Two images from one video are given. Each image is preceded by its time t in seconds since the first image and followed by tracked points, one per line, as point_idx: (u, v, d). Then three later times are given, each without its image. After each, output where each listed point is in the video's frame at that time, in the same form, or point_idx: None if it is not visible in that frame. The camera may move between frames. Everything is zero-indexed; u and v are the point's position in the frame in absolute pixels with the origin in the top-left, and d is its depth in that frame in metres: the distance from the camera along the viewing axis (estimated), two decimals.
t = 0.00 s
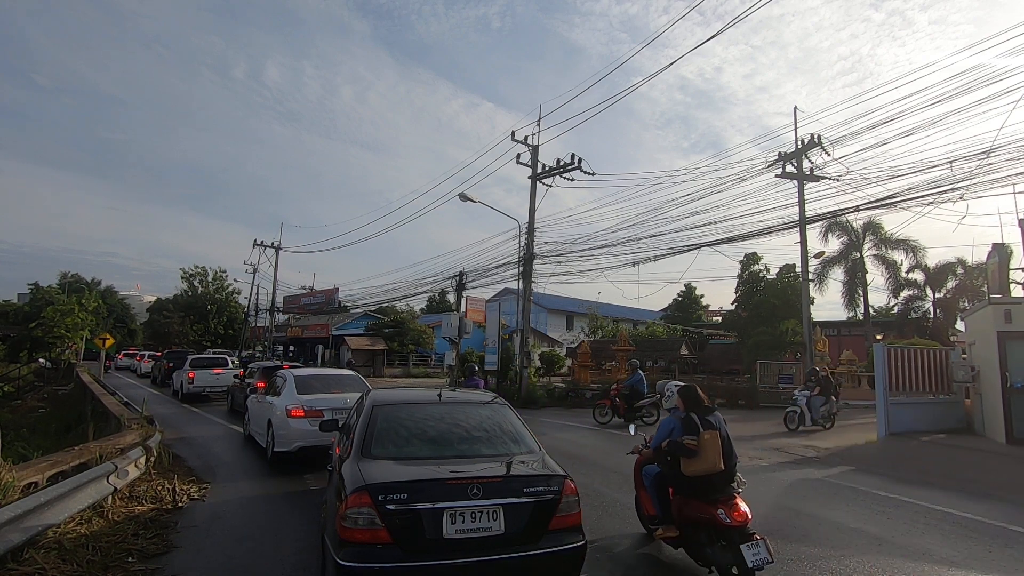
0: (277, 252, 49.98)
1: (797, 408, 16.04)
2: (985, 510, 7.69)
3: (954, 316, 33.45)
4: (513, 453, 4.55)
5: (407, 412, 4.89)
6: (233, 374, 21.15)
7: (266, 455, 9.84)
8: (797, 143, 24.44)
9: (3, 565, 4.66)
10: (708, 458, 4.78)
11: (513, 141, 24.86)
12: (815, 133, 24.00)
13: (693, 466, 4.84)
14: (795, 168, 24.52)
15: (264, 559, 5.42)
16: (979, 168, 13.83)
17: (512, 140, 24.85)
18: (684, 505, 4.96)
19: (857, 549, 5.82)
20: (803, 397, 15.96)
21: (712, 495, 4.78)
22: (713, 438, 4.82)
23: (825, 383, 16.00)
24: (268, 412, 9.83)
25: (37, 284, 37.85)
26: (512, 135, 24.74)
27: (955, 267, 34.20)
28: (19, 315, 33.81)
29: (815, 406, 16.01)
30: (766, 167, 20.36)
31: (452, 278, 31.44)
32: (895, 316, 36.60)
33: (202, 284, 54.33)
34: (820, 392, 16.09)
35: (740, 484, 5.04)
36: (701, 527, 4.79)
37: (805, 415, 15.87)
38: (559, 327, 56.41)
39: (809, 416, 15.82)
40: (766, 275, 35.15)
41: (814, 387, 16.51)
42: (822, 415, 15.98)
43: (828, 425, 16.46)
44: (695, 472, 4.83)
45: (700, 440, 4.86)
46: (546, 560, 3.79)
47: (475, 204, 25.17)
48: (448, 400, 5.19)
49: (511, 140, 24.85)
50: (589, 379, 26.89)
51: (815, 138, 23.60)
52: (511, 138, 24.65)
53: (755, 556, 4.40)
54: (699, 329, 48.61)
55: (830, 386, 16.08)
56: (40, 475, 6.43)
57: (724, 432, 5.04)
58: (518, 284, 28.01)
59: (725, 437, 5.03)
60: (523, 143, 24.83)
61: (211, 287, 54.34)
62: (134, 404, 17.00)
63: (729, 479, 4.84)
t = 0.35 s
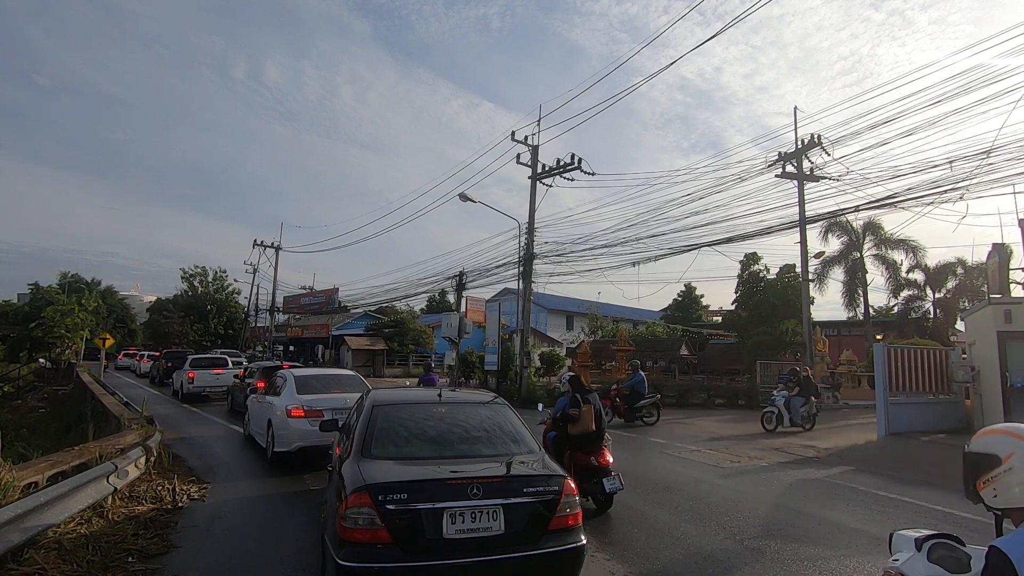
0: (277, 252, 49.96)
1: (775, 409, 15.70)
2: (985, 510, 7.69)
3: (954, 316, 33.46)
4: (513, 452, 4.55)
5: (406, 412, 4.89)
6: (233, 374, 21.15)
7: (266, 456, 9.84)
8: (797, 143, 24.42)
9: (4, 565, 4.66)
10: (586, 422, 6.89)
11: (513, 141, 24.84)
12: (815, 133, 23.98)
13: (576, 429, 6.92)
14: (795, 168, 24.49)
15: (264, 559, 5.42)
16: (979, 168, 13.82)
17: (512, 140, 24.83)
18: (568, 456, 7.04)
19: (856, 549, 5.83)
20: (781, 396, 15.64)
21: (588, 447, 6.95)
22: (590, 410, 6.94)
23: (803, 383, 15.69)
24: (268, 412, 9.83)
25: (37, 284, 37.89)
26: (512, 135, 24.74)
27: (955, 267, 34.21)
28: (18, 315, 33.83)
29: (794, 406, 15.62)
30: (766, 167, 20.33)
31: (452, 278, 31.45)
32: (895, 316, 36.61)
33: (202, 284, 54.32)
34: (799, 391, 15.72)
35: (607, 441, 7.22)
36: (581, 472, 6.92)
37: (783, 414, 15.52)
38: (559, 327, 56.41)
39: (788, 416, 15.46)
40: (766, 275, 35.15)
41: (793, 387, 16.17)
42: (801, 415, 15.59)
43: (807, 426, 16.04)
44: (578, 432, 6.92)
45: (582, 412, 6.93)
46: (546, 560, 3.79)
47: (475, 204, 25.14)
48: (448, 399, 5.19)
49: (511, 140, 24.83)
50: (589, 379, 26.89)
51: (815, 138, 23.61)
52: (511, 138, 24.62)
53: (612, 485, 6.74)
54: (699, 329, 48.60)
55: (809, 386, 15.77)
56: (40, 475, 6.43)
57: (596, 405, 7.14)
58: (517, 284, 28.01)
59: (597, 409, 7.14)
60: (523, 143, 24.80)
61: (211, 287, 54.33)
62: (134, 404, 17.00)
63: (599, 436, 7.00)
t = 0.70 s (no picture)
0: (277, 252, 50.00)
1: (754, 410, 15.44)
2: (985, 510, 7.69)
3: (954, 316, 33.46)
4: (513, 453, 4.55)
5: (406, 412, 4.89)
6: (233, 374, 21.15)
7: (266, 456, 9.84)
8: (797, 143, 24.40)
9: (3, 565, 4.66)
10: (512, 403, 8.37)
11: (513, 141, 24.83)
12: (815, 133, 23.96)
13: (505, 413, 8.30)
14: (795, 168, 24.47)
15: (264, 559, 5.42)
16: (979, 168, 13.82)
17: (512, 140, 24.82)
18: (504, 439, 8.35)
19: (856, 549, 5.82)
20: (760, 398, 15.38)
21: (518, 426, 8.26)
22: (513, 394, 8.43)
23: (784, 383, 15.39)
24: (268, 412, 9.82)
25: (37, 284, 37.93)
26: (511, 135, 24.74)
27: (955, 267, 34.20)
28: (18, 315, 33.86)
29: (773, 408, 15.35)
30: (766, 167, 20.31)
31: (453, 278, 31.46)
32: (895, 316, 36.61)
33: (202, 284, 54.31)
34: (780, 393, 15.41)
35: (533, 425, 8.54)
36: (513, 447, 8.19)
37: (762, 416, 15.25)
38: (559, 328, 56.40)
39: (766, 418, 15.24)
40: (766, 275, 35.15)
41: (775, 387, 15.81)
42: (780, 417, 15.34)
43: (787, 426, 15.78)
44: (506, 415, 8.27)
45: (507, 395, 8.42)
46: (546, 561, 3.79)
47: (475, 204, 25.13)
48: (448, 400, 5.19)
49: (511, 140, 24.82)
50: (589, 379, 26.91)
51: (815, 138, 23.59)
52: (511, 138, 24.63)
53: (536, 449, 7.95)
54: (699, 330, 48.60)
55: (789, 388, 15.46)
56: (40, 475, 6.43)
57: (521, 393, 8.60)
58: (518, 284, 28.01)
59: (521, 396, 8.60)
60: (523, 143, 24.79)
61: (211, 287, 54.33)
62: (133, 404, 17.01)
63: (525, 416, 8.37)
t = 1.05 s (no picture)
0: (277, 252, 49.98)
1: (735, 409, 15.34)
2: (985, 510, 7.69)
3: (954, 316, 33.45)
4: (512, 453, 4.55)
5: (406, 412, 4.89)
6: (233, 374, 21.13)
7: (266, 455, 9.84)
8: (797, 143, 24.39)
9: (3, 565, 4.66)
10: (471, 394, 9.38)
11: (513, 141, 24.81)
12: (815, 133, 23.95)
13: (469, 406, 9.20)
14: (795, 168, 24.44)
15: (263, 560, 5.41)
16: (979, 168, 13.84)
17: (513, 140, 24.81)
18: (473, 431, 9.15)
19: (856, 549, 5.82)
20: (741, 397, 15.27)
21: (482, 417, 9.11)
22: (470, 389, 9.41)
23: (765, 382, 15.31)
24: (268, 412, 9.82)
25: (37, 284, 37.91)
26: (512, 135, 24.75)
27: (955, 267, 34.20)
28: (18, 315, 33.85)
29: (753, 407, 15.24)
30: (766, 167, 20.32)
31: (453, 278, 31.45)
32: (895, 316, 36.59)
33: (202, 284, 54.27)
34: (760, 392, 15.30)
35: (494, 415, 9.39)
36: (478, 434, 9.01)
37: (742, 416, 15.15)
38: (559, 327, 56.39)
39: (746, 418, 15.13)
40: (766, 275, 35.16)
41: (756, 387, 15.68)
42: (760, 417, 15.24)
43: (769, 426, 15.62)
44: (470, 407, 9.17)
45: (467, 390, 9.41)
46: (546, 561, 3.79)
47: (475, 204, 25.12)
48: (448, 400, 5.19)
49: (511, 140, 24.81)
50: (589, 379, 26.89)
51: (815, 138, 23.54)
52: (511, 138, 24.62)
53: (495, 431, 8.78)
54: (699, 330, 48.59)
55: (770, 386, 15.37)
56: (40, 475, 6.43)
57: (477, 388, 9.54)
58: (518, 284, 28.02)
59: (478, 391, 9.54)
60: (523, 143, 24.79)
61: (211, 287, 54.28)
62: (133, 404, 16.99)
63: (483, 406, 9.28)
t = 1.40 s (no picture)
0: (277, 252, 49.96)
1: (719, 410, 15.23)
2: (986, 510, 7.69)
3: (954, 316, 33.46)
4: (512, 453, 4.56)
5: (406, 412, 4.89)
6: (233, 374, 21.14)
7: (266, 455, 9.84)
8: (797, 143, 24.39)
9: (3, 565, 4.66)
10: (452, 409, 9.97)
11: (513, 141, 24.83)
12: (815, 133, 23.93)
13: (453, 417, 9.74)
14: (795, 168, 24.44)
15: (262, 560, 5.41)
16: (979, 168, 13.86)
17: (513, 140, 24.82)
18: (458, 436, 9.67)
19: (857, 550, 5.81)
20: (725, 397, 15.19)
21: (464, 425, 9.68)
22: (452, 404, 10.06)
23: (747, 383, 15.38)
24: (268, 412, 9.83)
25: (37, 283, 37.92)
26: (512, 135, 24.77)
27: (955, 267, 34.22)
28: (19, 315, 33.85)
29: (736, 407, 15.21)
30: (766, 167, 20.33)
31: (453, 278, 31.45)
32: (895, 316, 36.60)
33: (202, 284, 54.26)
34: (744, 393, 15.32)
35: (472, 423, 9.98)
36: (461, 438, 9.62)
37: (726, 416, 15.08)
38: (559, 327, 56.40)
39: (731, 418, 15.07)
40: (766, 275, 35.16)
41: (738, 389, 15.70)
42: (743, 417, 15.23)
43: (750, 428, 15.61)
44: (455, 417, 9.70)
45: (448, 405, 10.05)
46: (546, 561, 3.79)
47: (475, 204, 25.14)
48: (448, 400, 5.20)
49: (511, 140, 24.82)
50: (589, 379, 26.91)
51: (815, 138, 23.55)
52: (511, 138, 24.63)
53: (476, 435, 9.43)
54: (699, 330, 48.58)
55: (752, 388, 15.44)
56: (40, 475, 6.43)
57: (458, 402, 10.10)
58: (518, 284, 28.04)
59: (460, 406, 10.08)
60: (524, 143, 24.79)
61: (211, 287, 54.25)
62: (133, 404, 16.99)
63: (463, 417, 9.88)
